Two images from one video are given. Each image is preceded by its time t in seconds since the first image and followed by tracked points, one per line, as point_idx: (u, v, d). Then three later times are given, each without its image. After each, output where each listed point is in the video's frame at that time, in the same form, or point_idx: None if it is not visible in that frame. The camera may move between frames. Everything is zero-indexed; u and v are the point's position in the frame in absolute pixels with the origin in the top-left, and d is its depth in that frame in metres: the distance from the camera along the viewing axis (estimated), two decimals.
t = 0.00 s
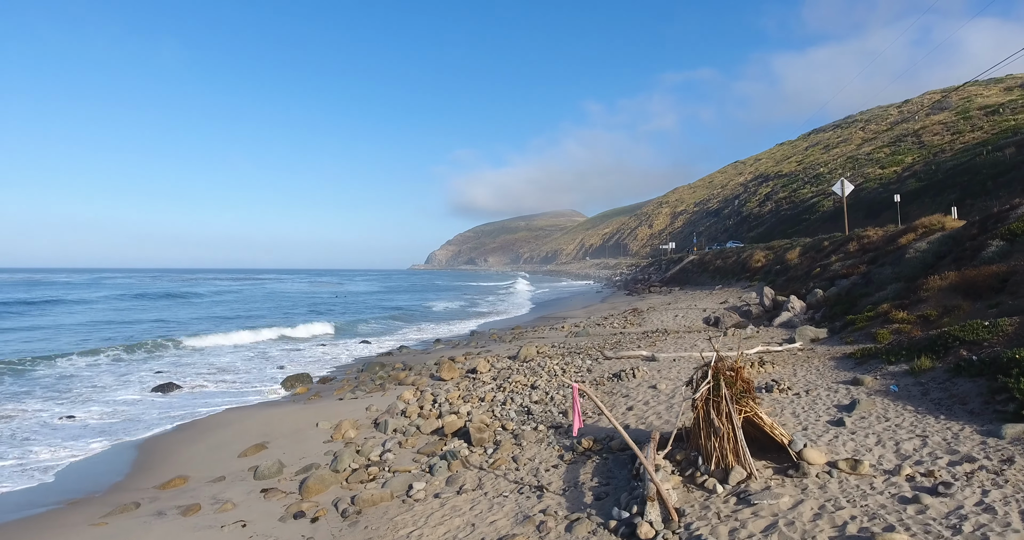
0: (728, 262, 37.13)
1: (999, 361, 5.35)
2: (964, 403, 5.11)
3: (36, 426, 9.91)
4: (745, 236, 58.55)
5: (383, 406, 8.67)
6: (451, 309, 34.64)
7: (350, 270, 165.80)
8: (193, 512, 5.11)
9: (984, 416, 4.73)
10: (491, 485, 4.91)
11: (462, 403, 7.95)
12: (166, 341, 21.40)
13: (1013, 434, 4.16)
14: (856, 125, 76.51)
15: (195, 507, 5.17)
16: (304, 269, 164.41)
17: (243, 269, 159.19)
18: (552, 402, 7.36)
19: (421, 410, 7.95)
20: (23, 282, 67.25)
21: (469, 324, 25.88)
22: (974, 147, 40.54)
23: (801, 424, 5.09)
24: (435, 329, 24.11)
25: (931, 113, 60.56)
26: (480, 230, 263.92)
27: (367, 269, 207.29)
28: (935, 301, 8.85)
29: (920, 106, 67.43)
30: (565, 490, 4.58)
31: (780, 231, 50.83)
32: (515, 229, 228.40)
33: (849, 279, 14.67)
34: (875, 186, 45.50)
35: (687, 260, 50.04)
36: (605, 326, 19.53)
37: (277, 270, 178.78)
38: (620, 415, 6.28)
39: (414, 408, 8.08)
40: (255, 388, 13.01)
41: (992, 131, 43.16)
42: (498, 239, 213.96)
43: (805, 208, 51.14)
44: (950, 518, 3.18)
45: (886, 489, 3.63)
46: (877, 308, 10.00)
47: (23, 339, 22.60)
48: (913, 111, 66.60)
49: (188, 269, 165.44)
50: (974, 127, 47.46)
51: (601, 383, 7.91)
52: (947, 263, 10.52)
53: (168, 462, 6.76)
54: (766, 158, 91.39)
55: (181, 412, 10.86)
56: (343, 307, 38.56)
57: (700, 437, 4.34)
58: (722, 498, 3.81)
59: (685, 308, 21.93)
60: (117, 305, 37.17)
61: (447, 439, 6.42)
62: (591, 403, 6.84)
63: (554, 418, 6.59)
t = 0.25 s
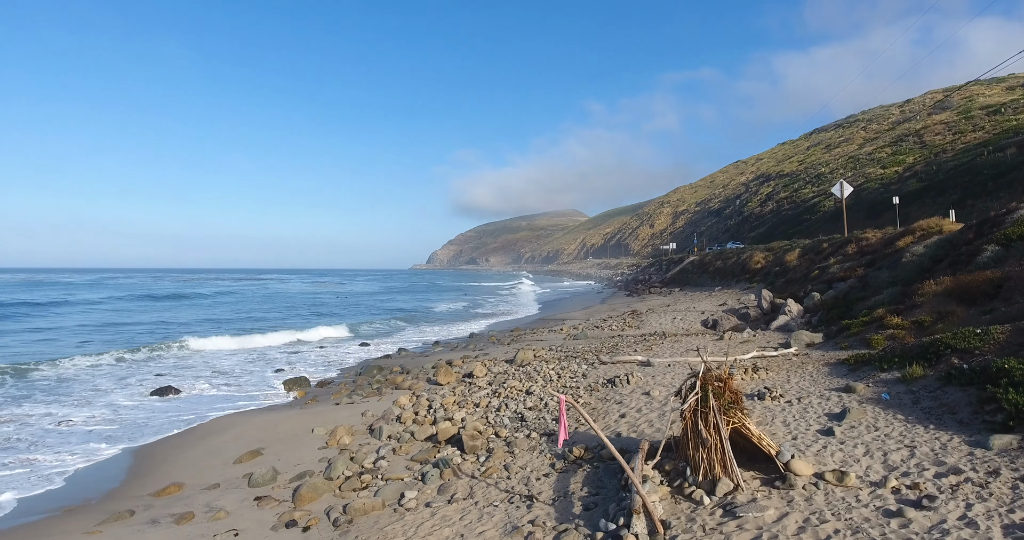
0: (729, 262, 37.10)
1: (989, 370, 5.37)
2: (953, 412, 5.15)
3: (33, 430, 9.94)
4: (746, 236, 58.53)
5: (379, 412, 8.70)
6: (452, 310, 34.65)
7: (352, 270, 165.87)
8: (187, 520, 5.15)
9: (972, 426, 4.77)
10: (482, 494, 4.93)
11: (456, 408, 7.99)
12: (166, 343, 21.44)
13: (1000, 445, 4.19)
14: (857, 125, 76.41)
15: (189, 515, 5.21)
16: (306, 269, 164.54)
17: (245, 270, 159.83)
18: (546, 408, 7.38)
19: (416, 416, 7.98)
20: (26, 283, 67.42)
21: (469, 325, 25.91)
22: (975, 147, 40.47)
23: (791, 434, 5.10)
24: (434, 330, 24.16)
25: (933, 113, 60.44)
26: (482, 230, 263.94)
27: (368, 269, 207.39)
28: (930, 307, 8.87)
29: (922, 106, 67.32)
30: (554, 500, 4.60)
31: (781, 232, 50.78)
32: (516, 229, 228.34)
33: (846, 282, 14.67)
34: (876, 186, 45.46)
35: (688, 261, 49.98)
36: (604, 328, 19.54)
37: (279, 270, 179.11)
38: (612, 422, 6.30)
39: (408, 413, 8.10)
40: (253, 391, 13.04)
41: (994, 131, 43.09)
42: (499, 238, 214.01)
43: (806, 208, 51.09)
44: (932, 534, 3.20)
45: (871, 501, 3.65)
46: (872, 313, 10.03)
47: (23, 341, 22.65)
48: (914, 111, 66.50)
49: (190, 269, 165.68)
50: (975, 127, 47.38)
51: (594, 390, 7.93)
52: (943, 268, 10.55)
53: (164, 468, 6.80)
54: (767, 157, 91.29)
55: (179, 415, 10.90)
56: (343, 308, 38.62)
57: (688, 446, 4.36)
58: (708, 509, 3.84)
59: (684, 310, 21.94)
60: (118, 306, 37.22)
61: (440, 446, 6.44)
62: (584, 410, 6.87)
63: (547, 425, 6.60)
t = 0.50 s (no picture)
0: (730, 263, 37.03)
1: (987, 377, 5.37)
2: (951, 419, 5.14)
3: (31, 433, 9.94)
4: (747, 236, 58.50)
5: (377, 416, 8.70)
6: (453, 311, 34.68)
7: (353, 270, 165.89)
8: (183, 527, 5.16)
9: (970, 434, 4.76)
10: (478, 501, 4.93)
11: (454, 413, 7.98)
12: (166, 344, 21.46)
13: (996, 453, 4.18)
14: (859, 125, 76.27)
15: (186, 521, 5.22)
16: (307, 269, 164.58)
17: (247, 269, 160.14)
18: (543, 413, 7.37)
19: (414, 420, 7.97)
20: (27, 284, 67.50)
21: (470, 326, 25.93)
22: (977, 148, 40.39)
23: (788, 440, 5.10)
24: (435, 331, 24.18)
25: (935, 112, 60.30)
26: (483, 230, 264.01)
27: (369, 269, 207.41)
28: (929, 311, 8.86)
29: (924, 105, 67.19)
30: (550, 507, 4.59)
31: (782, 232, 50.70)
32: (517, 229, 228.24)
33: (847, 284, 14.65)
34: (877, 186, 45.39)
35: (689, 261, 49.93)
36: (604, 329, 19.54)
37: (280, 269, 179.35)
38: (610, 428, 6.30)
39: (406, 417, 8.09)
40: (251, 393, 13.04)
41: (996, 131, 43.00)
42: (501, 238, 213.97)
43: (808, 208, 51.02)
44: None
45: (866, 511, 3.65)
46: (871, 317, 10.02)
47: (24, 342, 22.67)
48: (916, 110, 66.38)
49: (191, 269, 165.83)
50: (977, 126, 47.29)
51: (592, 394, 7.92)
52: (942, 271, 10.53)
53: (161, 473, 6.81)
54: (769, 157, 91.18)
55: (177, 418, 10.90)
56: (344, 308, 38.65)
57: (684, 454, 4.35)
58: (703, 519, 3.83)
59: (684, 311, 21.94)
60: (119, 306, 37.26)
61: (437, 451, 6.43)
62: (582, 416, 6.86)
63: (544, 430, 6.60)
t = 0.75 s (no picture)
0: (731, 263, 36.98)
1: (991, 380, 5.34)
2: (955, 423, 5.12)
3: (32, 434, 9.94)
4: (748, 236, 58.49)
5: (379, 418, 8.69)
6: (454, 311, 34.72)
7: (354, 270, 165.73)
8: (185, 530, 5.15)
9: (974, 437, 4.75)
10: (481, 505, 4.92)
11: (455, 415, 7.97)
12: (167, 345, 21.47)
13: (1001, 457, 4.17)
14: (860, 124, 76.18)
15: (187, 525, 5.21)
16: (308, 269, 164.42)
17: (248, 269, 160.46)
18: (545, 415, 7.36)
19: (415, 422, 7.95)
20: (30, 284, 67.70)
21: (470, 326, 25.93)
22: (979, 147, 40.34)
23: (791, 443, 5.09)
24: (436, 330, 24.19)
25: (937, 112, 60.21)
26: (483, 229, 264.04)
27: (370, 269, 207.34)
28: (932, 312, 8.83)
29: (925, 105, 67.11)
30: (553, 512, 4.58)
31: (784, 232, 50.61)
32: (518, 229, 228.03)
33: (848, 285, 14.62)
34: (879, 186, 45.35)
35: (690, 261, 49.90)
36: (606, 330, 19.54)
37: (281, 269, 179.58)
38: (612, 431, 6.29)
39: (408, 419, 8.08)
40: (252, 394, 13.04)
41: (997, 131, 42.93)
42: (502, 238, 213.97)
43: (809, 208, 50.98)
44: None
45: (871, 516, 3.63)
46: (874, 318, 9.99)
47: (25, 342, 22.69)
48: (918, 110, 66.29)
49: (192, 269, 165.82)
50: (979, 126, 47.23)
51: (594, 396, 7.91)
52: (944, 273, 10.50)
53: (161, 476, 6.80)
54: (770, 156, 91.13)
55: (177, 419, 10.90)
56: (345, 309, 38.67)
57: (687, 458, 4.33)
58: (707, 524, 3.82)
59: (685, 312, 21.94)
60: (120, 307, 37.26)
61: (439, 454, 6.41)
62: (584, 419, 6.85)
63: (546, 432, 6.58)
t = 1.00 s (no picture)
0: (732, 263, 36.96)
1: (1002, 382, 5.32)
2: (966, 426, 5.09)
3: (36, 437, 9.92)
4: (749, 235, 58.47)
5: (384, 420, 8.66)
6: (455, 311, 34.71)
7: (355, 270, 165.67)
8: (192, 534, 5.13)
9: (986, 441, 4.72)
10: (490, 508, 4.89)
11: (461, 417, 7.94)
12: (169, 346, 21.47)
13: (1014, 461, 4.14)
14: (861, 124, 76.12)
15: (195, 528, 5.20)
16: (308, 269, 164.34)
17: (249, 269, 160.62)
18: (552, 417, 7.33)
19: (421, 425, 7.92)
20: (31, 284, 67.79)
21: (472, 326, 25.90)
22: (980, 147, 40.30)
23: (802, 447, 5.06)
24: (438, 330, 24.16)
25: (938, 111, 60.16)
26: (484, 229, 264.00)
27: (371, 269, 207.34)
28: (938, 314, 8.80)
29: (926, 104, 67.04)
30: (563, 516, 4.55)
31: (785, 232, 50.53)
32: (518, 229, 227.92)
33: (852, 285, 14.59)
34: (880, 186, 45.31)
35: (691, 262, 49.86)
36: (608, 331, 19.49)
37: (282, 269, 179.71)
38: (620, 433, 6.26)
39: (413, 422, 8.05)
40: (255, 395, 13.03)
41: (999, 130, 42.88)
42: (502, 238, 213.95)
43: (810, 208, 50.95)
44: None
45: (886, 522, 3.61)
46: (879, 320, 9.96)
47: (27, 344, 22.68)
48: (919, 109, 66.23)
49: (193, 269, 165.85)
50: (980, 126, 47.19)
51: (600, 398, 7.88)
52: (950, 274, 10.47)
53: (168, 479, 6.79)
54: (771, 156, 91.07)
55: (181, 420, 10.90)
56: (346, 309, 38.64)
57: (699, 462, 4.31)
58: (720, 529, 3.80)
59: (688, 312, 21.91)
60: (121, 307, 37.26)
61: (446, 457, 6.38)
62: (591, 421, 6.82)
63: (554, 435, 6.56)
